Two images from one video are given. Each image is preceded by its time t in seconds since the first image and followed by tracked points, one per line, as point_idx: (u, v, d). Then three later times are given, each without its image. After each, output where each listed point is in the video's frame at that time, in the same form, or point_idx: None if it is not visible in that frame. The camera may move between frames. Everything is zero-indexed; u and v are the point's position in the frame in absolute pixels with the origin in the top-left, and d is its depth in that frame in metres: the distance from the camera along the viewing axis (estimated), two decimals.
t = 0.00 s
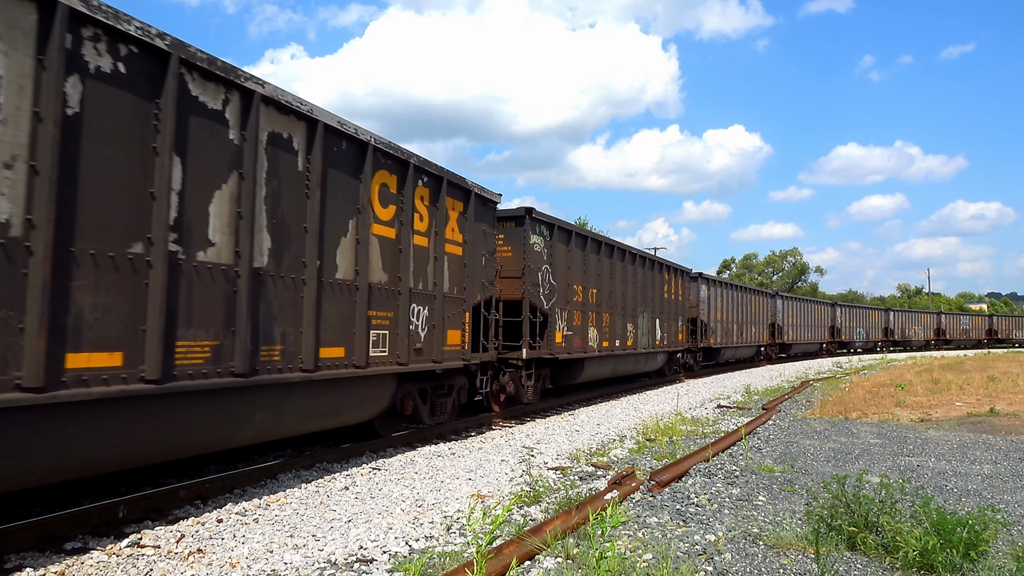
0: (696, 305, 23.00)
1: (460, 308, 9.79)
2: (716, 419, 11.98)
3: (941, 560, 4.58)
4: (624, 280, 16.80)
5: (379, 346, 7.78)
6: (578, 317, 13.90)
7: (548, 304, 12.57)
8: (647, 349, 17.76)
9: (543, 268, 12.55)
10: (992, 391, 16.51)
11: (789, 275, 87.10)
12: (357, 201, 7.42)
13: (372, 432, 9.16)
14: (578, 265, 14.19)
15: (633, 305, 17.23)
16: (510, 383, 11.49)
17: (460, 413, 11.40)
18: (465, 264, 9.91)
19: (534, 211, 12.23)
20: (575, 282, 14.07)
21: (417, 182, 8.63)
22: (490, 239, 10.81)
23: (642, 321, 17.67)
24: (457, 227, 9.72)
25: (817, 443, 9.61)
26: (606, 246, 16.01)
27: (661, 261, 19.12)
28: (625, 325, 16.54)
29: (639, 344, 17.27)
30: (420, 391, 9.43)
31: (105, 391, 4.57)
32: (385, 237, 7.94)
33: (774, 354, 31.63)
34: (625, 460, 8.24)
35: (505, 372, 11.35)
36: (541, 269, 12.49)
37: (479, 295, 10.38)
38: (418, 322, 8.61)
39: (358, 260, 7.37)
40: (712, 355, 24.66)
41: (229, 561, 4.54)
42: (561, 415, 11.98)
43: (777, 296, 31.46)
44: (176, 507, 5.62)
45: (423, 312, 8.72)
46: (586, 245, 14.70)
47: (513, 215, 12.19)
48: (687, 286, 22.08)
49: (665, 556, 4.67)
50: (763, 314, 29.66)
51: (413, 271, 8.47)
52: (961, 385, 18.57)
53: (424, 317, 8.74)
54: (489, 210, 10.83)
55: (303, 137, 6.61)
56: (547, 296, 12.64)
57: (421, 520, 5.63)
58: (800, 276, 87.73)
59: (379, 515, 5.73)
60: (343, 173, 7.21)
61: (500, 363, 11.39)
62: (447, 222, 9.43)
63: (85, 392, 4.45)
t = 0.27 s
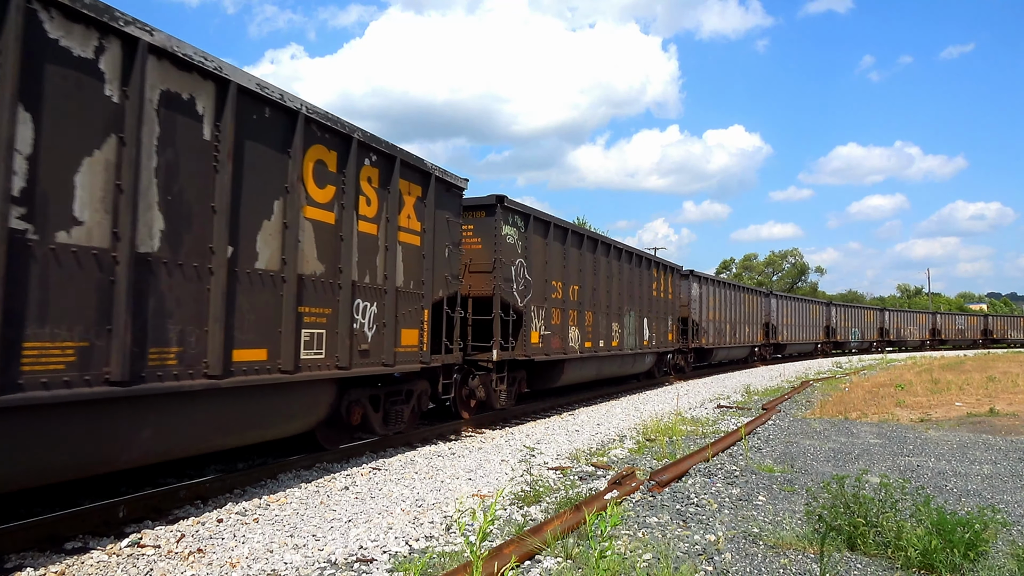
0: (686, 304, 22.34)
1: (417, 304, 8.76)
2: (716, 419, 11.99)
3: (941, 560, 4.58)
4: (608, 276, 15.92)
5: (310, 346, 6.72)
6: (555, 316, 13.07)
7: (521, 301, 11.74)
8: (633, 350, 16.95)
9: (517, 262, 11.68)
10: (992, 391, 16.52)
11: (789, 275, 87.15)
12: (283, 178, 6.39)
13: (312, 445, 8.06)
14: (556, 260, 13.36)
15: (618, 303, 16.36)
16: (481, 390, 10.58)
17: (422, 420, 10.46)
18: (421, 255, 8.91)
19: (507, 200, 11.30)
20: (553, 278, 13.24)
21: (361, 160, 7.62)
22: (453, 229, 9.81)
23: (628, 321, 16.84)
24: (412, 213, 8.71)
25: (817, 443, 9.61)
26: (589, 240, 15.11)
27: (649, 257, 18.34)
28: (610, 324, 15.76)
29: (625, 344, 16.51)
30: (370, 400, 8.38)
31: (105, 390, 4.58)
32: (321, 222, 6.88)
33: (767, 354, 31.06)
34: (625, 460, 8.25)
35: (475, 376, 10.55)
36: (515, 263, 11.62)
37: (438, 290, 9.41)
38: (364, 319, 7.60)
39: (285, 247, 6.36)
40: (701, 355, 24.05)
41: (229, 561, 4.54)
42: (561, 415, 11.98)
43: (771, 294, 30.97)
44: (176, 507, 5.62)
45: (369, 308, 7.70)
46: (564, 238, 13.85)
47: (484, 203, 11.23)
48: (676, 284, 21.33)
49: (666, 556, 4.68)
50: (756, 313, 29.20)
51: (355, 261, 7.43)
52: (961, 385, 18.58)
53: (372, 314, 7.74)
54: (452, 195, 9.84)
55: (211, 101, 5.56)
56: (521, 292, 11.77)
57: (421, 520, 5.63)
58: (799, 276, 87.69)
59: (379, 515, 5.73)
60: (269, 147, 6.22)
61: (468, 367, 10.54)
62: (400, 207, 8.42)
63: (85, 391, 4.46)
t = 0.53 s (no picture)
0: (677, 303, 21.42)
1: (364, 299, 7.68)
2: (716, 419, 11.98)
3: (941, 560, 4.58)
4: (591, 271, 14.87)
5: (218, 347, 5.64)
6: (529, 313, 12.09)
7: (490, 297, 10.76)
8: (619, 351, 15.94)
9: (485, 254, 10.69)
10: (992, 391, 16.51)
11: (789, 275, 87.13)
12: (181, 146, 5.27)
13: (238, 460, 6.98)
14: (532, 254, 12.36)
15: (602, 301, 15.35)
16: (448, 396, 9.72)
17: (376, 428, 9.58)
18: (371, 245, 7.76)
19: (475, 185, 10.26)
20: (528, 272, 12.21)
21: (290, 132, 6.51)
22: (408, 215, 8.68)
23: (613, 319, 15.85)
24: (357, 196, 7.57)
25: (817, 443, 9.61)
26: (570, 233, 14.08)
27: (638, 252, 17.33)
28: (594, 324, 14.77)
29: (610, 345, 15.53)
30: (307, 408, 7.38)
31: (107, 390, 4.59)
32: (235, 201, 5.80)
33: (763, 355, 30.16)
34: (625, 460, 8.24)
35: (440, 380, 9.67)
36: (482, 255, 10.60)
37: (392, 286, 8.27)
38: (295, 316, 6.54)
39: (184, 229, 5.26)
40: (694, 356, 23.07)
41: (229, 561, 4.54)
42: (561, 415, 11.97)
43: (767, 293, 30.14)
44: (176, 507, 5.62)
45: (302, 304, 6.64)
46: (541, 230, 12.82)
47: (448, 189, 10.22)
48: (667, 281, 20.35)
49: (665, 556, 4.68)
50: (751, 313, 28.51)
51: (279, 249, 6.32)
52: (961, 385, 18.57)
53: (305, 311, 6.69)
54: (408, 177, 8.70)
55: (145, 76, 4.99)
56: (489, 287, 10.77)
57: (421, 520, 5.62)
58: (799, 276, 87.61)
59: (379, 515, 5.73)
60: (161, 109, 5.12)
61: (432, 370, 9.74)
62: (340, 188, 7.27)
63: (87, 390, 4.48)
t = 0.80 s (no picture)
0: (667, 301, 20.29)
1: (295, 293, 6.58)
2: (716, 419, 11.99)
3: (941, 560, 4.58)
4: (570, 266, 13.81)
5: (90, 350, 4.54)
6: (500, 311, 11.04)
7: (454, 294, 9.69)
8: (601, 352, 14.93)
9: (447, 245, 9.61)
10: (992, 391, 16.52)
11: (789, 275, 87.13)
12: (32, 100, 4.18)
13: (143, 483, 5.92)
14: (504, 247, 11.29)
15: (583, 298, 14.29)
16: (407, 404, 8.86)
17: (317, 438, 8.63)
18: (302, 230, 6.66)
19: (436, 167, 9.14)
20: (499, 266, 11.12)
21: (191, 93, 5.39)
22: (349, 197, 7.50)
23: (595, 317, 14.80)
24: (284, 173, 6.48)
25: (817, 443, 9.61)
26: (547, 224, 12.92)
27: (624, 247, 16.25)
28: (574, 323, 13.73)
29: (592, 345, 14.52)
30: (225, 420, 6.32)
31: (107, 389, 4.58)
32: (117, 172, 4.73)
33: (756, 355, 29.28)
34: (625, 460, 8.24)
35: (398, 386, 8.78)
36: (445, 247, 9.53)
37: (329, 279, 7.13)
38: (200, 312, 5.45)
39: (153, 226, 4.98)
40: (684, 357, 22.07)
41: (229, 561, 4.54)
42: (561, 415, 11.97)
43: (763, 292, 29.26)
44: (176, 507, 5.62)
45: (210, 298, 5.56)
46: (516, 221, 11.70)
47: (405, 172, 9.16)
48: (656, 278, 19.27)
49: (666, 555, 4.68)
50: (745, 311, 27.88)
51: (178, 232, 5.24)
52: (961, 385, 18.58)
53: (214, 307, 5.60)
54: (349, 154, 7.54)
55: (41, 34, 4.24)
56: (453, 281, 9.68)
57: (421, 519, 5.62)
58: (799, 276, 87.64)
59: (379, 515, 5.73)
60: (71, 76, 4.41)
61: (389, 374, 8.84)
62: (262, 162, 6.20)
63: (87, 391, 4.48)
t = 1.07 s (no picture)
0: (656, 299, 19.38)
1: (199, 285, 5.38)
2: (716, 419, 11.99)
3: (941, 560, 4.58)
4: (549, 260, 12.60)
5: None
6: (466, 309, 9.89)
7: (408, 288, 8.52)
8: (584, 354, 13.74)
9: (402, 233, 8.47)
10: (992, 391, 16.51)
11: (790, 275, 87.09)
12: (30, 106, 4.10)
13: None
14: (471, 237, 10.10)
15: (563, 295, 13.11)
16: (354, 413, 7.84)
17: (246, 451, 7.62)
18: (210, 211, 5.49)
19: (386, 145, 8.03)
20: (465, 258, 9.94)
21: (53, 36, 4.27)
22: (275, 173, 6.29)
23: (577, 316, 13.62)
24: (184, 141, 5.28)
25: (817, 443, 9.61)
26: (523, 213, 11.72)
27: (610, 241, 15.05)
28: (553, 322, 12.57)
29: (573, 346, 13.36)
30: (112, 434, 5.16)
31: (106, 390, 4.57)
32: None
33: (752, 355, 28.63)
34: (625, 460, 8.24)
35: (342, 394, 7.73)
36: (398, 235, 8.38)
37: (247, 270, 5.92)
38: (60, 308, 4.30)
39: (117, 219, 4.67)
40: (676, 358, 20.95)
41: (229, 561, 4.54)
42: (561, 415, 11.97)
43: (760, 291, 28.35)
44: (176, 507, 5.61)
45: (77, 290, 4.41)
46: (485, 207, 10.49)
47: (353, 150, 7.96)
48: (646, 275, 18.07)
49: (666, 556, 4.68)
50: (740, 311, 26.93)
51: (26, 206, 4.10)
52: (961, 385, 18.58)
53: (82, 301, 4.44)
54: (274, 123, 6.33)
55: None
56: (407, 274, 8.51)
57: (421, 519, 5.62)
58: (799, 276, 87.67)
59: (379, 515, 5.73)
60: None
61: (335, 380, 7.93)
62: (154, 127, 5.03)
63: (88, 390, 4.45)
